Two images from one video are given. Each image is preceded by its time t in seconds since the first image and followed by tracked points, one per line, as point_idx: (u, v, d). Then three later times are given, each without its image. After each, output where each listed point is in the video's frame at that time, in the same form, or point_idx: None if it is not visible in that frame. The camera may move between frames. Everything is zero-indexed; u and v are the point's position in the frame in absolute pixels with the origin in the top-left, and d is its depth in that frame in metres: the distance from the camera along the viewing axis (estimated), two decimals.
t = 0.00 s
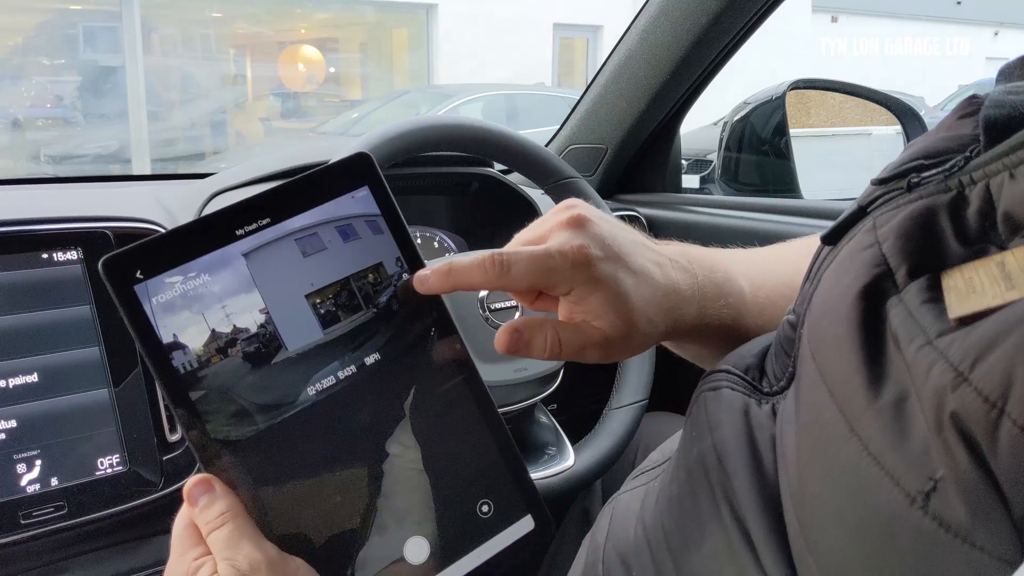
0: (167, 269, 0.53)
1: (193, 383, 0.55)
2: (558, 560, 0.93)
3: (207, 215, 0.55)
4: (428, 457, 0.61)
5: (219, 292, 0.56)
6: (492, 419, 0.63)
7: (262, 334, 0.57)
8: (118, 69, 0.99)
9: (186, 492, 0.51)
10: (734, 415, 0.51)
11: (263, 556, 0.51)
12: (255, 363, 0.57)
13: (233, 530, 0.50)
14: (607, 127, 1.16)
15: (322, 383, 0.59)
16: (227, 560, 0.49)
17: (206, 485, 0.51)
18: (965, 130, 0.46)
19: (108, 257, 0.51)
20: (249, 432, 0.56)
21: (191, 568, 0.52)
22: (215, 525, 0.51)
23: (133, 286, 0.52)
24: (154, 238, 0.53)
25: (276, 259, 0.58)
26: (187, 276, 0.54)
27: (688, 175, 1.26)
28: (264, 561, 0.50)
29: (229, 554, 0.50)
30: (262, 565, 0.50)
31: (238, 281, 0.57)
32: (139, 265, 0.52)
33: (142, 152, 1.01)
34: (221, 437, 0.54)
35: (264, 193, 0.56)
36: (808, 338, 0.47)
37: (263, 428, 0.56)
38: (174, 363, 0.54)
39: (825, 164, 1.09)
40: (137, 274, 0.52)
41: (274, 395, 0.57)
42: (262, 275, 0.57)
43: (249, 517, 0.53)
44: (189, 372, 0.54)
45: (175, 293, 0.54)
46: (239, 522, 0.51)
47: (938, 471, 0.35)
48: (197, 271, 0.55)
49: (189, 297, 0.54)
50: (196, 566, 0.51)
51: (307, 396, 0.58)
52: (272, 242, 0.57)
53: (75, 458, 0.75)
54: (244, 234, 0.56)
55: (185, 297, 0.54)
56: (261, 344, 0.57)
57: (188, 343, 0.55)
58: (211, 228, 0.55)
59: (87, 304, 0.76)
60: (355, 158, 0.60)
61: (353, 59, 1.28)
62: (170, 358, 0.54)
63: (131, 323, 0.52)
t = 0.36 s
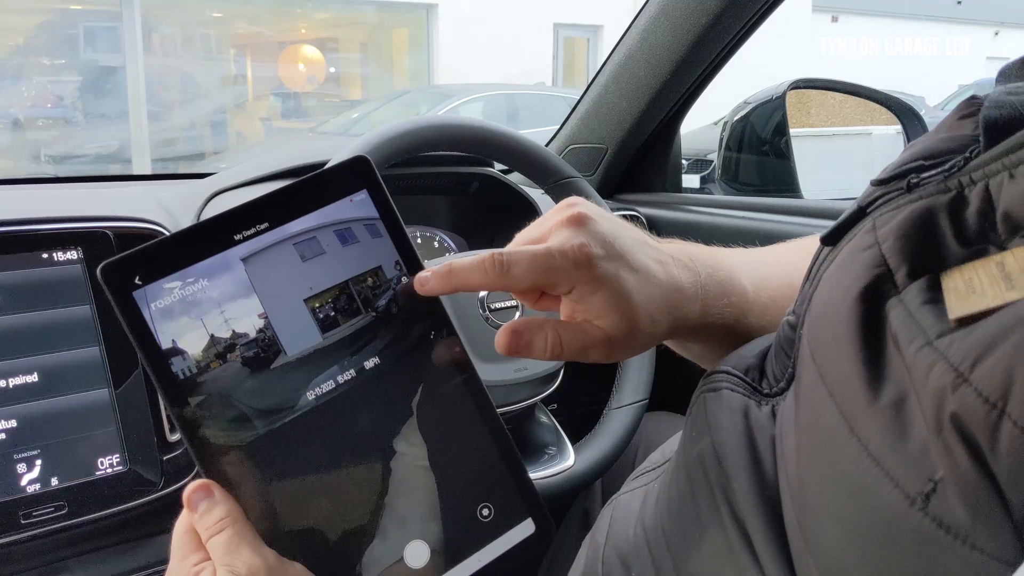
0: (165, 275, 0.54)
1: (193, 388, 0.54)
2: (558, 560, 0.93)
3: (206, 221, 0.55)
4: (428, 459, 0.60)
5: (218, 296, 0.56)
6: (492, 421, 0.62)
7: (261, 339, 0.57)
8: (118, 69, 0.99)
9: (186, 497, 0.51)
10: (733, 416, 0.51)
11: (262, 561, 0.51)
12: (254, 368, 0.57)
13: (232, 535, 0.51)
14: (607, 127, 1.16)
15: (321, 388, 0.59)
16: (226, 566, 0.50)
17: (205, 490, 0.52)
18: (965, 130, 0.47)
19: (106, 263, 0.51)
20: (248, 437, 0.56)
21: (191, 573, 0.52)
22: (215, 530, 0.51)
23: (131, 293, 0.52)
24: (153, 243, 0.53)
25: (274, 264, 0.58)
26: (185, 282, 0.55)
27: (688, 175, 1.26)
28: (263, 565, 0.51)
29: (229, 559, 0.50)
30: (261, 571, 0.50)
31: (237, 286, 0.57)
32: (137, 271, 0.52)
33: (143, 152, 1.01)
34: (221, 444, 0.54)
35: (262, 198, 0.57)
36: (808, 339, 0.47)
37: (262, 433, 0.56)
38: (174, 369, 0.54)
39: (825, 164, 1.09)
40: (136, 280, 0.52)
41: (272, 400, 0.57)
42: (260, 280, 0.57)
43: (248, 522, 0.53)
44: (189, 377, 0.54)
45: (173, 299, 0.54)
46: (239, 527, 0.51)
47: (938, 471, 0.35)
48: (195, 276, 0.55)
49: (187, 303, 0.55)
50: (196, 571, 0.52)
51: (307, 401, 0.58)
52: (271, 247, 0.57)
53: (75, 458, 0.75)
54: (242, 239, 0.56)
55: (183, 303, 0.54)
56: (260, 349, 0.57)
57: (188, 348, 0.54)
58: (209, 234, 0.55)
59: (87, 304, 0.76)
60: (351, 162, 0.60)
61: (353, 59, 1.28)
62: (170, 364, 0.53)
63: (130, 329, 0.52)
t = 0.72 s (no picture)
0: (172, 271, 0.54)
1: (198, 385, 0.55)
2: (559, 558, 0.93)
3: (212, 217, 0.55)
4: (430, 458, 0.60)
5: (223, 294, 0.56)
6: (495, 420, 0.62)
7: (266, 336, 0.57)
8: (119, 68, 0.99)
9: (190, 495, 0.52)
10: (734, 415, 0.51)
11: (264, 559, 0.51)
12: (259, 366, 0.57)
13: (235, 533, 0.51)
14: (608, 126, 1.16)
15: (327, 386, 0.59)
16: (228, 564, 0.50)
17: (209, 488, 0.52)
18: (967, 130, 0.47)
19: (112, 261, 0.51)
20: (253, 436, 0.56)
21: (194, 571, 0.52)
22: (218, 528, 0.51)
23: (137, 289, 0.52)
24: (159, 240, 0.53)
25: (280, 262, 0.58)
26: (191, 279, 0.55)
27: (689, 174, 1.26)
28: (265, 564, 0.51)
29: (231, 557, 0.50)
30: (263, 570, 0.51)
31: (242, 284, 0.57)
32: (142, 268, 0.52)
33: (143, 150, 1.02)
34: (225, 439, 0.55)
35: (267, 195, 0.57)
36: (809, 338, 0.47)
37: (267, 431, 0.56)
38: (179, 366, 0.54)
39: (826, 163, 1.09)
40: (141, 277, 0.52)
41: (276, 398, 0.57)
42: (266, 277, 0.57)
43: (252, 521, 0.53)
44: (193, 374, 0.54)
45: (179, 295, 0.54)
46: (241, 526, 0.52)
47: (939, 471, 0.35)
48: (200, 274, 0.55)
49: (193, 300, 0.55)
50: (198, 569, 0.52)
51: (312, 400, 0.58)
52: (277, 244, 0.57)
53: (76, 456, 0.75)
54: (247, 237, 0.56)
55: (189, 300, 0.54)
56: (265, 347, 0.57)
57: (193, 345, 0.54)
58: (214, 231, 0.55)
59: (88, 303, 0.76)
60: (358, 159, 0.60)
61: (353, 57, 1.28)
62: (175, 361, 0.54)
63: (135, 326, 0.52)
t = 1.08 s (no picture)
0: (175, 271, 0.54)
1: (200, 384, 0.55)
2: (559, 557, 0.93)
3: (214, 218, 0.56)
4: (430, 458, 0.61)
5: (226, 294, 0.56)
6: (495, 419, 0.63)
7: (269, 336, 0.57)
8: (119, 68, 0.99)
9: (193, 494, 0.52)
10: (734, 415, 0.51)
11: (266, 558, 0.51)
12: (261, 366, 0.57)
13: (237, 531, 0.51)
14: (608, 125, 1.16)
15: (328, 386, 0.59)
16: (230, 563, 0.49)
17: (211, 487, 0.52)
18: (966, 130, 0.47)
19: (115, 260, 0.51)
20: (255, 435, 0.56)
21: (196, 570, 0.52)
22: (221, 527, 0.51)
23: (140, 289, 0.52)
24: (162, 240, 0.53)
25: (283, 261, 0.58)
26: (193, 280, 0.55)
27: (689, 174, 1.26)
28: (267, 563, 0.50)
29: (233, 555, 0.50)
30: (265, 569, 0.50)
31: (245, 284, 0.57)
32: (145, 268, 0.52)
33: (143, 150, 1.01)
34: (227, 439, 0.55)
35: (270, 195, 0.57)
36: (808, 338, 0.47)
37: (269, 431, 0.56)
38: (181, 365, 0.54)
39: (826, 162, 1.09)
40: (144, 276, 0.53)
41: (279, 398, 0.57)
42: (268, 277, 0.57)
43: (255, 521, 0.53)
44: (196, 374, 0.55)
45: (182, 296, 0.54)
46: (243, 525, 0.51)
47: (938, 471, 0.35)
48: (203, 274, 0.55)
49: (196, 300, 0.55)
50: (201, 568, 0.52)
51: (313, 399, 0.58)
52: (279, 244, 0.57)
53: (77, 455, 0.75)
54: (250, 237, 0.56)
55: (191, 300, 0.54)
56: (268, 347, 0.57)
57: (195, 345, 0.54)
58: (216, 232, 0.55)
59: (88, 302, 0.76)
60: (359, 160, 0.60)
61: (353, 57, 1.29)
62: (177, 361, 0.54)
63: (137, 326, 0.52)
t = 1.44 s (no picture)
0: (173, 270, 0.54)
1: (200, 382, 0.55)
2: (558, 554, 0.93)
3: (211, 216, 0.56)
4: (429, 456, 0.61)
5: (224, 293, 0.56)
6: (494, 416, 0.62)
7: (267, 334, 0.58)
8: (120, 67, 0.99)
9: (191, 492, 0.52)
10: (733, 413, 0.51)
11: (265, 556, 0.51)
12: (259, 363, 0.58)
13: (236, 529, 0.51)
14: (608, 124, 1.16)
15: (326, 383, 0.59)
16: (229, 560, 0.50)
17: (210, 485, 0.52)
18: (964, 130, 0.47)
19: (113, 259, 0.51)
20: (253, 433, 0.56)
21: (194, 568, 0.52)
22: (219, 524, 0.51)
23: (139, 288, 0.52)
24: (160, 238, 0.53)
25: (281, 260, 0.58)
26: (192, 278, 0.55)
27: (689, 173, 1.25)
28: (266, 561, 0.51)
29: (232, 553, 0.50)
30: (264, 566, 0.50)
31: (243, 282, 0.57)
32: (144, 267, 0.53)
33: (144, 148, 1.01)
34: (226, 437, 0.55)
35: (268, 193, 0.57)
36: (807, 337, 0.47)
37: (268, 428, 0.57)
38: (180, 364, 0.54)
39: (826, 161, 1.10)
40: (143, 275, 0.53)
41: (277, 396, 0.58)
42: (266, 275, 0.58)
43: (254, 519, 0.53)
44: (194, 372, 0.55)
45: (180, 294, 0.54)
46: (242, 522, 0.52)
47: (935, 468, 0.35)
48: (201, 272, 0.55)
49: (194, 298, 0.55)
50: (199, 566, 0.52)
51: (312, 397, 0.59)
52: (277, 242, 0.58)
53: (77, 453, 0.76)
54: (248, 235, 0.57)
55: (190, 298, 0.55)
56: (266, 345, 0.58)
57: (194, 343, 0.55)
58: (214, 230, 0.55)
59: (88, 300, 0.76)
60: (357, 159, 0.60)
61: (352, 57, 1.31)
62: (176, 359, 0.54)
63: (136, 325, 0.52)
